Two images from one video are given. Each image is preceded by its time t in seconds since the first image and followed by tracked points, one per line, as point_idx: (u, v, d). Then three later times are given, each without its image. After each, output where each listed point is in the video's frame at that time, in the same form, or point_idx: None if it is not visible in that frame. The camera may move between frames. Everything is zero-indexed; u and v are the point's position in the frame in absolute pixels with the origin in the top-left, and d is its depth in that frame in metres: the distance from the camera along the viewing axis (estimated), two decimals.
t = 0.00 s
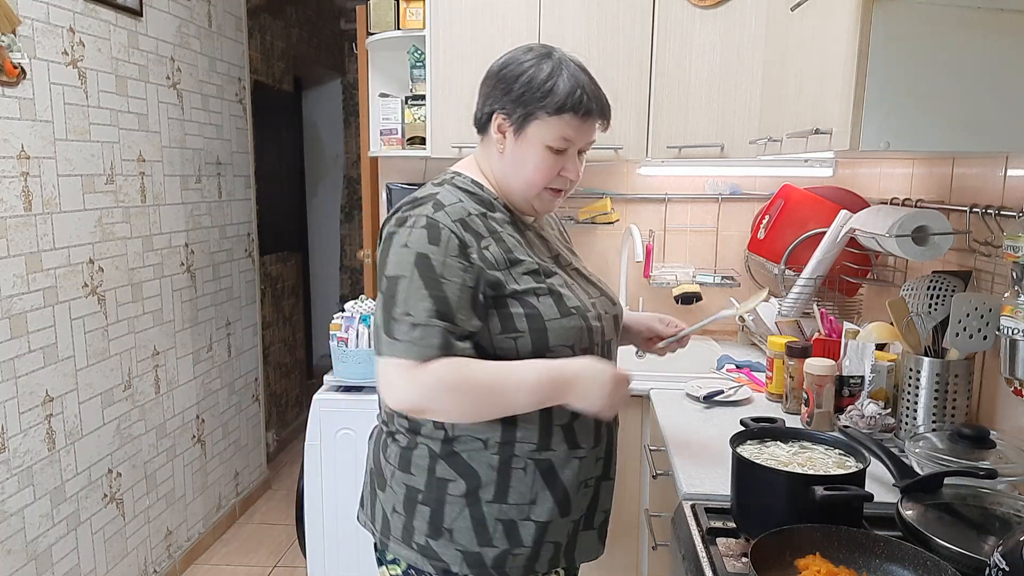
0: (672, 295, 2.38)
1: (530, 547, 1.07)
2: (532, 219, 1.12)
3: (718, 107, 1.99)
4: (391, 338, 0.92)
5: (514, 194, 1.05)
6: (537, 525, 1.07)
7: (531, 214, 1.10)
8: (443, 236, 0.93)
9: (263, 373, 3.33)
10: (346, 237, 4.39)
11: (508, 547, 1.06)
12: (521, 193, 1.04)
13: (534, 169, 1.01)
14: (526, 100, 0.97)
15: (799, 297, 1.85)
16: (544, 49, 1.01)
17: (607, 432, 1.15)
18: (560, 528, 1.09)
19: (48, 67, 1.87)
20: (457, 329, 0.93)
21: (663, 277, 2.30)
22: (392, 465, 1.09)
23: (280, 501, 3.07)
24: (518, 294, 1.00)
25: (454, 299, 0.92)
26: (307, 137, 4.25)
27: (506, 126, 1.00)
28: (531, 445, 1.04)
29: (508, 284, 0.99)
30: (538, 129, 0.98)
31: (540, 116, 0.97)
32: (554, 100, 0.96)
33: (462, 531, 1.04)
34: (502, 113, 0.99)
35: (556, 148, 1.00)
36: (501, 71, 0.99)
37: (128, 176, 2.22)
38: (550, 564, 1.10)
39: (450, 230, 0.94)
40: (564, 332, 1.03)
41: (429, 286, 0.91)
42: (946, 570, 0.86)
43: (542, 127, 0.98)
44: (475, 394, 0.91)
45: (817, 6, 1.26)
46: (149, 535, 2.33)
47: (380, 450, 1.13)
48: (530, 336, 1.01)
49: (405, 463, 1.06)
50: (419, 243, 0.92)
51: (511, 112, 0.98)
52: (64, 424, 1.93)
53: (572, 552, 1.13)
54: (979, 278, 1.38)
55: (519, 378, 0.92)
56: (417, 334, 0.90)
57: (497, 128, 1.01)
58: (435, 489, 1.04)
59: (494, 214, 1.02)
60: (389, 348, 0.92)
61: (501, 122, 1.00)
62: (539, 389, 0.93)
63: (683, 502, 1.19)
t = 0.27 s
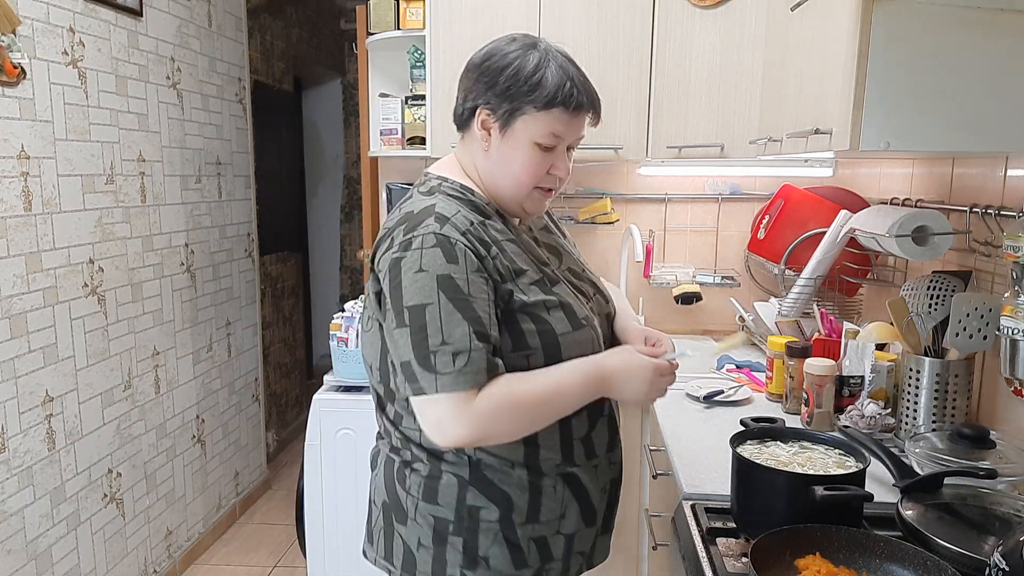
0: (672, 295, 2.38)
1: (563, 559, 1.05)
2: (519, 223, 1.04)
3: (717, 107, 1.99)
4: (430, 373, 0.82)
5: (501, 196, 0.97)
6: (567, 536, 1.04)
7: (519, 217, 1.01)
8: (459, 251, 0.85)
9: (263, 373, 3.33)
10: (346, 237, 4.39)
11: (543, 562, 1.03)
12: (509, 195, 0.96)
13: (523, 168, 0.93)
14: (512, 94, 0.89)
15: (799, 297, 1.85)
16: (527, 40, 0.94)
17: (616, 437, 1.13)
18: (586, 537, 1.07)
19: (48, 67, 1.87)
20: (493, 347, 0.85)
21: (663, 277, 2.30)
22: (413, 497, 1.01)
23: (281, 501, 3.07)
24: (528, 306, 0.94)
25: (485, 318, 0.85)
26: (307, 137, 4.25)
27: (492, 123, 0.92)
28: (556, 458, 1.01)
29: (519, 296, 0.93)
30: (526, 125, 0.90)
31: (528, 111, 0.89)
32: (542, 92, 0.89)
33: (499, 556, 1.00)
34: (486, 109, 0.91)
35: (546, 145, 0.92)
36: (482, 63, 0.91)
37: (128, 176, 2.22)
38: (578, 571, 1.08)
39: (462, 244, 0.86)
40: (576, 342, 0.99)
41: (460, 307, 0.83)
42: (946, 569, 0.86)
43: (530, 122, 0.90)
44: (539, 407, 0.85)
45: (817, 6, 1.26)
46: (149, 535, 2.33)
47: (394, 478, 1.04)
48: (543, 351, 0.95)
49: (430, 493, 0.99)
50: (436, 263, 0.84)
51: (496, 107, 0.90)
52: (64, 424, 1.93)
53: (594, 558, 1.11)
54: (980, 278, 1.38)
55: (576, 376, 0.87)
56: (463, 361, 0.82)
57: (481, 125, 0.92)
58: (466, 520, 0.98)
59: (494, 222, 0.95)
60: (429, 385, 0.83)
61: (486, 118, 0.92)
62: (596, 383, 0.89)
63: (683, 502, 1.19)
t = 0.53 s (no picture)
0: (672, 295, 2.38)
1: None
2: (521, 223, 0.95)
3: (717, 107, 1.99)
4: (396, 399, 0.72)
5: (509, 197, 0.88)
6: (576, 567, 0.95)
7: (525, 219, 0.93)
8: (454, 269, 0.74)
9: (263, 373, 3.33)
10: (346, 237, 4.39)
11: None
12: (519, 196, 0.87)
13: (538, 168, 0.84)
14: (530, 85, 0.79)
15: (799, 297, 1.85)
16: (543, 22, 0.83)
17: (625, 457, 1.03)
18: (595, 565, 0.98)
19: (48, 67, 1.87)
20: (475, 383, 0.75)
21: (663, 278, 2.30)
22: (412, 527, 0.87)
23: (281, 501, 3.07)
24: (540, 329, 0.83)
25: (473, 347, 0.74)
26: (307, 137, 4.25)
27: (504, 116, 0.81)
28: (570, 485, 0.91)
29: (530, 318, 0.82)
30: (544, 121, 0.81)
31: (547, 106, 0.80)
32: (565, 86, 0.80)
33: None
34: (498, 99, 0.80)
35: (563, 144, 0.83)
36: (496, 46, 0.80)
37: (129, 176, 2.22)
38: None
39: (459, 261, 0.75)
40: (591, 368, 0.90)
41: (444, 334, 0.72)
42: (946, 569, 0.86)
43: (549, 118, 0.81)
44: (518, 457, 0.74)
45: (817, 5, 1.26)
46: (149, 535, 2.33)
47: (387, 506, 0.89)
48: (556, 375, 0.85)
49: (433, 524, 0.86)
50: (426, 279, 0.73)
51: (511, 98, 0.80)
52: (64, 425, 1.93)
53: None
54: (980, 278, 1.38)
55: (568, 431, 0.76)
56: (434, 395, 0.72)
57: (492, 118, 0.82)
58: (468, 555, 0.86)
59: (496, 233, 0.84)
60: (394, 412, 0.72)
61: (498, 110, 0.81)
62: (588, 443, 0.77)
63: (683, 502, 1.18)
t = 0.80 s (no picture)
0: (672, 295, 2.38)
1: None
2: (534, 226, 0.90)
3: (717, 107, 2.00)
4: (411, 419, 0.64)
5: (528, 199, 0.83)
6: None
7: (541, 222, 0.87)
8: (475, 276, 0.67)
9: (263, 373, 3.33)
10: (346, 237, 4.39)
11: None
12: (540, 200, 0.82)
13: (565, 172, 0.79)
14: (564, 84, 0.74)
15: (799, 297, 1.85)
16: (575, 15, 0.77)
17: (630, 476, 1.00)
18: None
19: (48, 67, 1.87)
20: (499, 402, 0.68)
21: (663, 278, 2.30)
22: (410, 554, 0.83)
23: (281, 501, 3.07)
24: (557, 348, 0.79)
25: (496, 362, 0.67)
26: (307, 137, 4.26)
27: (531, 115, 0.76)
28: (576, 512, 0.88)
29: (546, 336, 0.77)
30: (576, 124, 0.76)
31: (581, 107, 0.75)
32: (600, 87, 0.75)
33: None
34: (526, 97, 0.75)
35: (593, 148, 0.78)
36: (527, 39, 0.74)
37: (129, 176, 2.22)
38: None
39: (481, 267, 0.68)
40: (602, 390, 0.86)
41: (465, 347, 0.65)
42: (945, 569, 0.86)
43: (581, 120, 0.76)
44: (542, 488, 0.66)
45: (817, 5, 1.26)
46: (149, 535, 2.33)
47: (383, 531, 0.84)
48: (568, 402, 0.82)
49: (433, 553, 0.82)
50: (446, 285, 0.66)
51: (541, 96, 0.74)
52: (64, 425, 1.93)
53: None
54: (980, 279, 1.37)
55: (602, 467, 0.67)
56: (455, 413, 0.63)
57: (517, 116, 0.76)
58: None
59: (512, 238, 0.78)
60: (411, 432, 0.64)
61: (524, 108, 0.75)
62: (623, 483, 0.68)
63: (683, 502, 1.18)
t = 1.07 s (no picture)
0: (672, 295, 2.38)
1: None
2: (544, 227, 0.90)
3: (717, 107, 2.00)
4: (462, 433, 0.64)
5: (541, 200, 0.82)
6: None
7: (552, 224, 0.87)
8: (512, 282, 0.67)
9: (263, 373, 3.33)
10: (346, 238, 4.39)
11: None
12: (554, 201, 0.82)
13: (582, 172, 0.79)
14: (584, 85, 0.74)
15: (799, 297, 1.85)
16: (594, 16, 0.77)
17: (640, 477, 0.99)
18: None
19: (48, 67, 1.87)
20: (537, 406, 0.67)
21: (663, 278, 2.30)
22: (427, 562, 0.83)
23: (280, 501, 3.07)
24: (581, 349, 0.81)
25: (535, 366, 0.67)
26: (307, 137, 4.25)
27: (549, 115, 0.76)
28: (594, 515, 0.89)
29: (573, 337, 0.80)
30: (594, 125, 0.76)
31: (599, 108, 0.75)
32: (620, 88, 0.75)
33: None
34: (544, 96, 0.74)
35: (609, 149, 0.79)
36: (548, 38, 0.74)
37: (129, 176, 2.22)
38: None
39: (517, 272, 0.68)
40: (624, 387, 0.87)
41: (507, 354, 0.65)
42: (945, 569, 0.86)
43: (599, 121, 0.76)
44: (599, 500, 0.66)
45: (817, 5, 1.26)
46: (149, 535, 2.33)
47: (397, 539, 0.84)
48: (592, 400, 0.84)
49: (451, 561, 0.81)
50: (484, 292, 0.65)
51: (560, 96, 0.74)
52: (64, 425, 1.93)
53: None
54: (980, 278, 1.37)
55: (658, 483, 0.69)
56: (507, 422, 0.63)
57: (534, 116, 0.76)
58: None
59: (535, 241, 0.78)
60: (461, 445, 0.64)
61: (541, 108, 0.75)
62: (677, 500, 0.70)
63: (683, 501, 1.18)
